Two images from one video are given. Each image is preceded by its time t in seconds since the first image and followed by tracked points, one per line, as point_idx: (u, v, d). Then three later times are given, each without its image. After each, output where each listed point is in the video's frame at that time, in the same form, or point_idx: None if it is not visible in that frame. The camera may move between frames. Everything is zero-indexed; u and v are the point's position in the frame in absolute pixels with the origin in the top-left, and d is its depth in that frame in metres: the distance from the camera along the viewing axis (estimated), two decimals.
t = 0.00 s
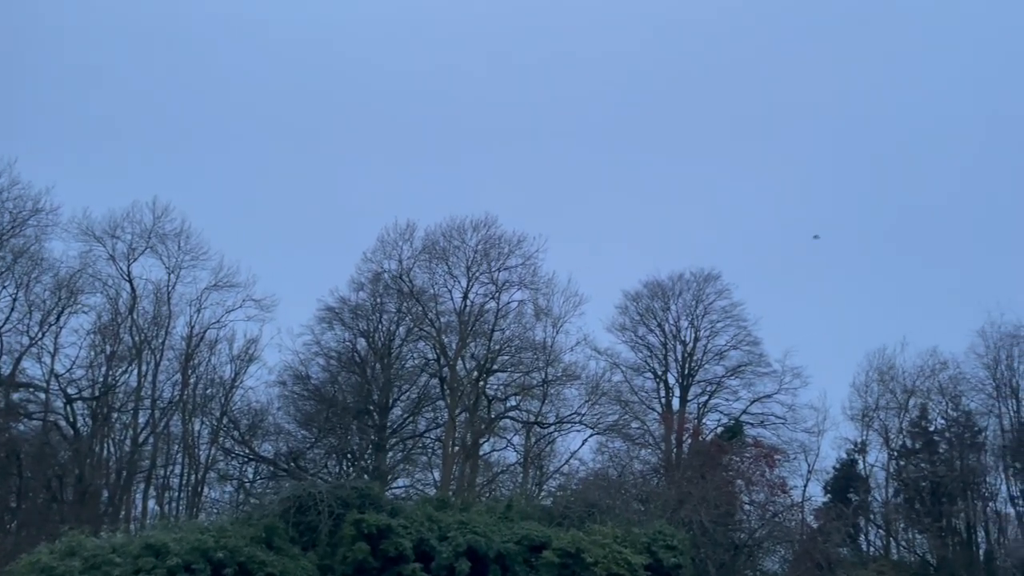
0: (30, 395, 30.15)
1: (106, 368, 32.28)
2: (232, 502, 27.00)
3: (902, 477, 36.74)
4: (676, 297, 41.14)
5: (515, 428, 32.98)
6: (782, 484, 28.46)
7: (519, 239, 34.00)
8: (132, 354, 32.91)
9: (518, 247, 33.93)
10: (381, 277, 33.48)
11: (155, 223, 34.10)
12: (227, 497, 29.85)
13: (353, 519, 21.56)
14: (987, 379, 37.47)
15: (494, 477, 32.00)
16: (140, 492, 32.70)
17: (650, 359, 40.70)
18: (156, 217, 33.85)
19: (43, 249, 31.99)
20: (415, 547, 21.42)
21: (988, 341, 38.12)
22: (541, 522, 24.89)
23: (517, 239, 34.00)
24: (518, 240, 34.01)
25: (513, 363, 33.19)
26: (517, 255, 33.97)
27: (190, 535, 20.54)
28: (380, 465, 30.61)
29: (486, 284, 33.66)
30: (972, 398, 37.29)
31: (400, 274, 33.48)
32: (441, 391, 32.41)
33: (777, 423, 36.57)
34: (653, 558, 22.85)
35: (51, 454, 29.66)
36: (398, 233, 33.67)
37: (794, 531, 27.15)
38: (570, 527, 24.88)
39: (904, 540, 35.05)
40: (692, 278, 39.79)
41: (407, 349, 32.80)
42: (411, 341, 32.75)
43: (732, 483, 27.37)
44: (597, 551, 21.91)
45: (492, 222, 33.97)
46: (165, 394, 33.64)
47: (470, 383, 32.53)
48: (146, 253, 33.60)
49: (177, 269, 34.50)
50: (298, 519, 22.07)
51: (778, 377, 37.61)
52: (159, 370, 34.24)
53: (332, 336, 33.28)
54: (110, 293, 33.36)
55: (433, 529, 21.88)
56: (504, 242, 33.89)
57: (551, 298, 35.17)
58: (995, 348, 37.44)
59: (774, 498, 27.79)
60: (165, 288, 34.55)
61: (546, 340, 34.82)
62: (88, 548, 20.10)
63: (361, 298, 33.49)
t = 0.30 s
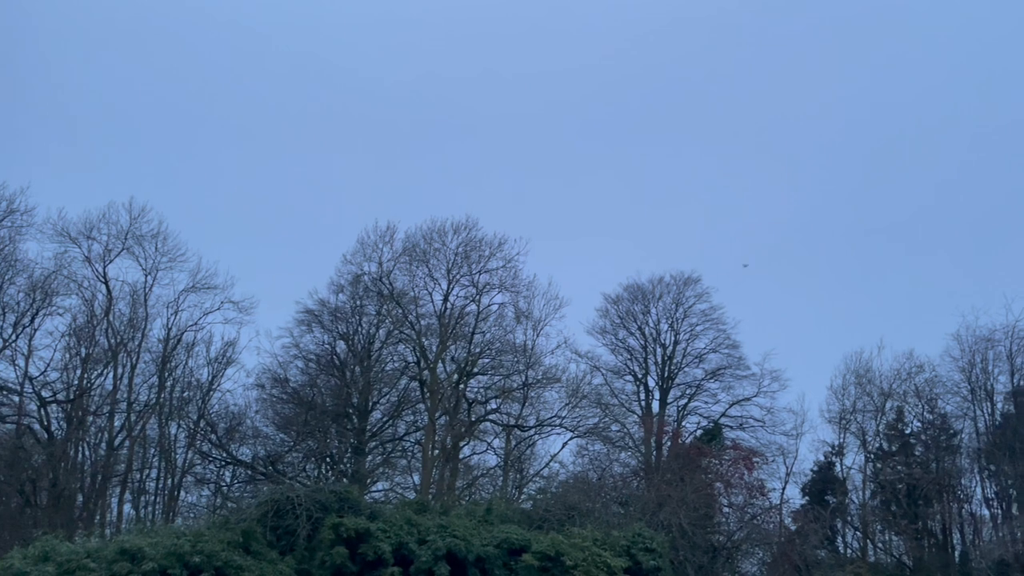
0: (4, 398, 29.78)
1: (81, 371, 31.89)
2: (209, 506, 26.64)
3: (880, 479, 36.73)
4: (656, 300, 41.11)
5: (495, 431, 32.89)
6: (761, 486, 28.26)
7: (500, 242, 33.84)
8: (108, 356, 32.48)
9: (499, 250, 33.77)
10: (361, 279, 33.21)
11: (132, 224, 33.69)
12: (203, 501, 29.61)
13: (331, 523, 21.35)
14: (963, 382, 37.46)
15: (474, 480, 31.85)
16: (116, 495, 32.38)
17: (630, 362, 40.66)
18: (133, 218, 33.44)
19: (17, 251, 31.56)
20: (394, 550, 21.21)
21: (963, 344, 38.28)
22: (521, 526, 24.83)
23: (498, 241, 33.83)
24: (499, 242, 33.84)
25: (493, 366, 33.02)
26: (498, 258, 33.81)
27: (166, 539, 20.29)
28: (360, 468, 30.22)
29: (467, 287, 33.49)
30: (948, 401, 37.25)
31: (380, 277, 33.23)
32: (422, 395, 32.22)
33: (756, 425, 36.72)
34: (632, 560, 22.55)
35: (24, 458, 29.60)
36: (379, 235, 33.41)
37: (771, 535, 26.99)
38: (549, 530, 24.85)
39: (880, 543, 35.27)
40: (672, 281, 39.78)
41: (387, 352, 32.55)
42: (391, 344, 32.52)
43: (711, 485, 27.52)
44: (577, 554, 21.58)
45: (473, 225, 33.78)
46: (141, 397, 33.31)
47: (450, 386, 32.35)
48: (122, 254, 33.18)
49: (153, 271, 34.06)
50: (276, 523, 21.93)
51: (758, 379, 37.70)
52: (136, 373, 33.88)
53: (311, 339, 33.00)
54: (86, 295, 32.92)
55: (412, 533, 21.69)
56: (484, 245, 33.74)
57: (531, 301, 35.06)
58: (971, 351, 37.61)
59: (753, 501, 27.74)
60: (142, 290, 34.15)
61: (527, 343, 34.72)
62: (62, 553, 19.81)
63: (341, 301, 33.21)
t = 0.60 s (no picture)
0: None
1: (59, 373, 31.57)
2: (189, 510, 26.37)
3: (858, 481, 37.07)
4: (639, 302, 41.12)
5: (477, 434, 32.73)
6: (742, 487, 28.14)
7: (482, 243, 33.72)
8: (86, 359, 32.15)
9: (482, 252, 33.65)
10: (343, 281, 33.03)
11: (111, 225, 33.36)
12: (183, 505, 29.32)
13: (312, 527, 21.14)
14: (941, 384, 37.49)
15: (457, 483, 31.74)
16: (95, 499, 32.11)
17: (612, 364, 40.64)
18: (113, 219, 33.11)
19: None
20: (375, 554, 21.03)
21: (941, 346, 38.45)
22: (503, 528, 24.73)
23: (481, 243, 33.72)
24: (482, 244, 33.73)
25: (476, 368, 32.92)
26: (481, 260, 33.70)
27: (145, 543, 20.07)
28: (341, 471, 30.03)
29: (449, 289, 33.37)
30: (925, 403, 37.36)
31: (363, 278, 33.03)
32: (404, 398, 31.99)
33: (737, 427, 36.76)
34: (614, 562, 22.45)
35: (2, 460, 29.11)
36: (361, 237, 33.22)
37: (753, 536, 27.06)
38: (531, 533, 24.73)
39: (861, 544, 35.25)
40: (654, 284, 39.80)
41: (369, 354, 32.43)
42: (373, 346, 32.40)
43: (693, 488, 27.55)
44: (559, 556, 21.49)
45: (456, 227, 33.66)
46: (119, 399, 32.93)
47: (432, 389, 32.22)
48: (101, 256, 32.84)
49: (133, 272, 33.65)
50: (257, 527, 21.67)
51: (740, 381, 37.54)
52: (114, 375, 33.56)
53: (292, 341, 32.77)
54: (64, 296, 32.56)
55: (394, 536, 21.52)
56: (467, 246, 33.63)
57: (514, 303, 34.95)
58: (949, 353, 37.78)
59: (733, 502, 27.71)
60: (121, 291, 33.78)
61: (510, 345, 34.65)
62: (39, 557, 19.53)
63: (322, 302, 33.03)
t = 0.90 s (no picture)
0: None
1: (40, 376, 31.27)
2: (172, 513, 26.15)
3: (840, 481, 36.69)
4: (624, 304, 41.10)
5: (463, 436, 32.57)
6: (726, 488, 28.33)
7: (468, 245, 33.58)
8: (68, 361, 31.82)
9: (468, 253, 33.53)
10: (328, 282, 32.80)
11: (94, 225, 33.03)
12: (166, 508, 29.07)
13: (296, 529, 20.96)
14: (923, 385, 37.80)
15: (442, 485, 31.72)
16: (77, 502, 31.84)
17: (598, 365, 40.58)
18: (95, 219, 32.78)
19: None
20: (360, 556, 20.87)
21: (924, 348, 38.63)
22: (489, 530, 24.63)
23: (467, 245, 33.58)
24: (467, 246, 33.59)
25: (462, 370, 32.78)
26: (467, 262, 33.55)
27: (127, 547, 19.87)
28: (326, 473, 29.94)
29: (435, 290, 33.24)
30: (908, 404, 37.53)
31: (348, 280, 32.85)
32: (389, 400, 31.72)
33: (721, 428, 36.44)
34: (599, 563, 22.36)
35: None
36: (346, 238, 33.01)
37: (737, 536, 27.43)
38: (517, 534, 24.62)
39: (844, 544, 35.48)
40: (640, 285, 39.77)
41: (354, 356, 32.29)
42: (359, 348, 32.25)
43: (678, 489, 27.42)
44: (544, 558, 21.39)
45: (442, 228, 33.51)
46: (101, 402, 32.56)
47: (418, 391, 32.01)
48: (83, 257, 32.51)
49: (115, 274, 33.29)
50: (240, 529, 21.47)
51: (724, 383, 37.31)
52: (97, 377, 33.22)
53: (277, 343, 32.59)
54: (45, 298, 32.22)
55: (379, 538, 21.36)
56: (453, 248, 33.50)
57: (500, 305, 34.84)
58: (931, 354, 37.93)
59: (718, 503, 27.77)
60: (104, 293, 33.43)
61: (495, 346, 34.53)
62: (20, 561, 19.31)
63: (307, 304, 32.83)
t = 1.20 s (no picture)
0: None
1: (25, 378, 31.02)
2: (158, 516, 25.97)
3: (827, 481, 36.63)
4: (613, 305, 41.09)
5: (452, 436, 32.49)
6: (714, 488, 28.37)
7: (457, 246, 33.48)
8: (54, 362, 31.57)
9: (456, 254, 33.43)
10: (316, 284, 32.64)
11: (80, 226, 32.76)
12: (153, 510, 28.89)
13: (284, 531, 20.84)
14: (909, 386, 37.92)
15: (430, 487, 31.65)
16: (62, 505, 31.67)
17: (586, 366, 40.54)
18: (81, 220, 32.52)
19: None
20: (348, 558, 20.76)
21: (910, 348, 38.73)
22: (477, 531, 24.55)
23: (456, 246, 33.48)
24: (456, 247, 33.49)
25: (450, 372, 32.72)
26: (455, 263, 33.45)
27: (113, 550, 19.72)
28: (314, 475, 29.82)
29: (424, 292, 33.14)
30: (895, 404, 37.64)
31: (336, 281, 32.73)
32: (377, 401, 31.61)
33: (709, 428, 36.30)
34: (588, 564, 22.32)
35: None
36: (335, 239, 32.85)
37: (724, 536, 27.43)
38: (506, 536, 24.56)
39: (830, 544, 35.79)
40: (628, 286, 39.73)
41: (342, 357, 32.06)
42: (347, 349, 32.05)
43: (666, 489, 27.34)
44: (533, 559, 21.34)
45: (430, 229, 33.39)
46: (87, 404, 32.32)
47: (406, 392, 31.91)
48: (69, 258, 32.24)
49: (101, 275, 33.02)
50: (227, 532, 21.31)
51: (712, 383, 37.33)
52: (83, 379, 32.99)
53: (264, 344, 32.36)
54: (31, 300, 31.96)
55: (368, 540, 21.24)
56: (441, 249, 33.41)
57: (489, 306, 34.76)
58: (917, 354, 38.04)
59: (706, 503, 27.79)
60: (90, 294, 33.17)
61: (484, 347, 34.45)
62: (5, 564, 19.13)
63: (295, 306, 32.64)
